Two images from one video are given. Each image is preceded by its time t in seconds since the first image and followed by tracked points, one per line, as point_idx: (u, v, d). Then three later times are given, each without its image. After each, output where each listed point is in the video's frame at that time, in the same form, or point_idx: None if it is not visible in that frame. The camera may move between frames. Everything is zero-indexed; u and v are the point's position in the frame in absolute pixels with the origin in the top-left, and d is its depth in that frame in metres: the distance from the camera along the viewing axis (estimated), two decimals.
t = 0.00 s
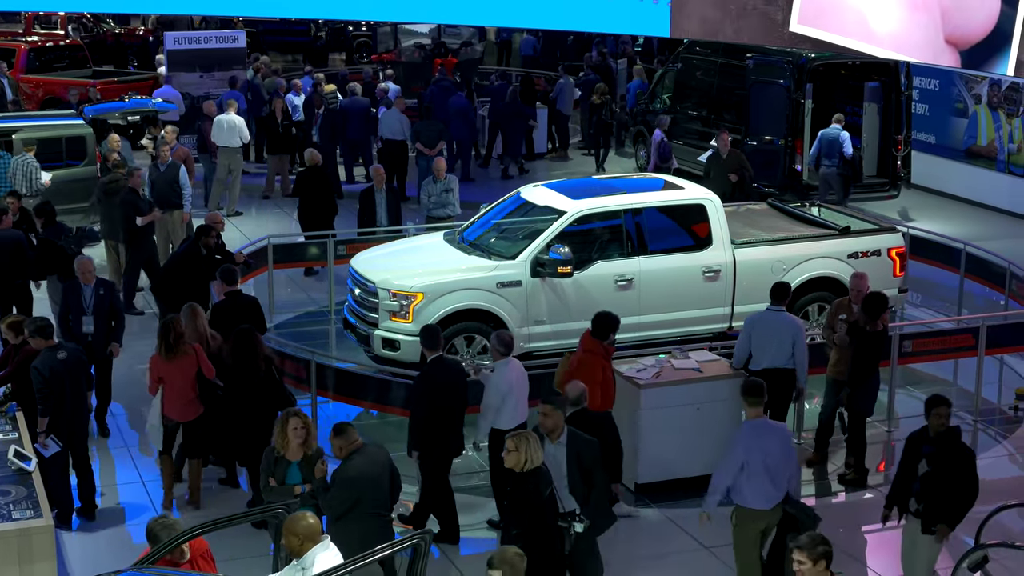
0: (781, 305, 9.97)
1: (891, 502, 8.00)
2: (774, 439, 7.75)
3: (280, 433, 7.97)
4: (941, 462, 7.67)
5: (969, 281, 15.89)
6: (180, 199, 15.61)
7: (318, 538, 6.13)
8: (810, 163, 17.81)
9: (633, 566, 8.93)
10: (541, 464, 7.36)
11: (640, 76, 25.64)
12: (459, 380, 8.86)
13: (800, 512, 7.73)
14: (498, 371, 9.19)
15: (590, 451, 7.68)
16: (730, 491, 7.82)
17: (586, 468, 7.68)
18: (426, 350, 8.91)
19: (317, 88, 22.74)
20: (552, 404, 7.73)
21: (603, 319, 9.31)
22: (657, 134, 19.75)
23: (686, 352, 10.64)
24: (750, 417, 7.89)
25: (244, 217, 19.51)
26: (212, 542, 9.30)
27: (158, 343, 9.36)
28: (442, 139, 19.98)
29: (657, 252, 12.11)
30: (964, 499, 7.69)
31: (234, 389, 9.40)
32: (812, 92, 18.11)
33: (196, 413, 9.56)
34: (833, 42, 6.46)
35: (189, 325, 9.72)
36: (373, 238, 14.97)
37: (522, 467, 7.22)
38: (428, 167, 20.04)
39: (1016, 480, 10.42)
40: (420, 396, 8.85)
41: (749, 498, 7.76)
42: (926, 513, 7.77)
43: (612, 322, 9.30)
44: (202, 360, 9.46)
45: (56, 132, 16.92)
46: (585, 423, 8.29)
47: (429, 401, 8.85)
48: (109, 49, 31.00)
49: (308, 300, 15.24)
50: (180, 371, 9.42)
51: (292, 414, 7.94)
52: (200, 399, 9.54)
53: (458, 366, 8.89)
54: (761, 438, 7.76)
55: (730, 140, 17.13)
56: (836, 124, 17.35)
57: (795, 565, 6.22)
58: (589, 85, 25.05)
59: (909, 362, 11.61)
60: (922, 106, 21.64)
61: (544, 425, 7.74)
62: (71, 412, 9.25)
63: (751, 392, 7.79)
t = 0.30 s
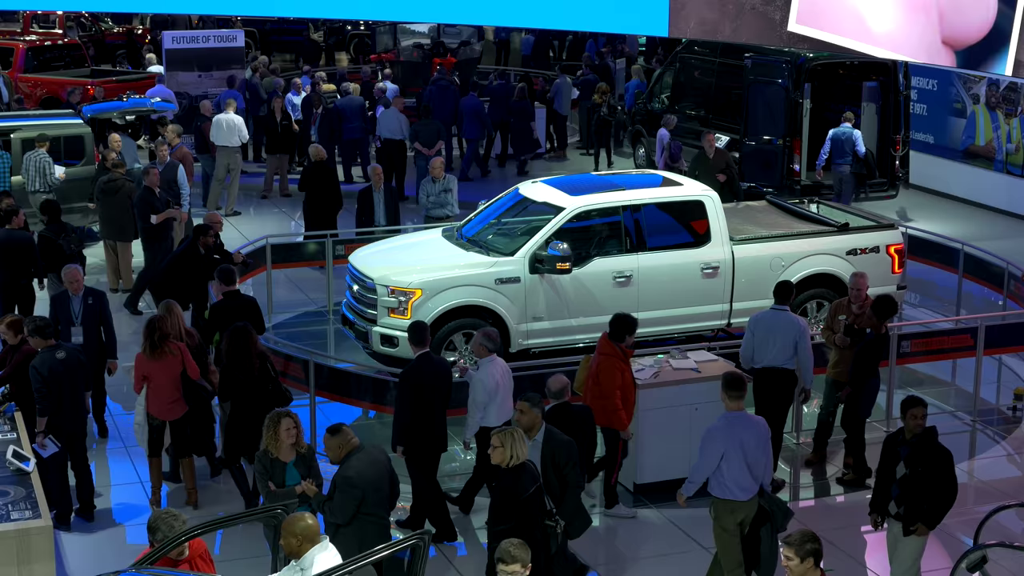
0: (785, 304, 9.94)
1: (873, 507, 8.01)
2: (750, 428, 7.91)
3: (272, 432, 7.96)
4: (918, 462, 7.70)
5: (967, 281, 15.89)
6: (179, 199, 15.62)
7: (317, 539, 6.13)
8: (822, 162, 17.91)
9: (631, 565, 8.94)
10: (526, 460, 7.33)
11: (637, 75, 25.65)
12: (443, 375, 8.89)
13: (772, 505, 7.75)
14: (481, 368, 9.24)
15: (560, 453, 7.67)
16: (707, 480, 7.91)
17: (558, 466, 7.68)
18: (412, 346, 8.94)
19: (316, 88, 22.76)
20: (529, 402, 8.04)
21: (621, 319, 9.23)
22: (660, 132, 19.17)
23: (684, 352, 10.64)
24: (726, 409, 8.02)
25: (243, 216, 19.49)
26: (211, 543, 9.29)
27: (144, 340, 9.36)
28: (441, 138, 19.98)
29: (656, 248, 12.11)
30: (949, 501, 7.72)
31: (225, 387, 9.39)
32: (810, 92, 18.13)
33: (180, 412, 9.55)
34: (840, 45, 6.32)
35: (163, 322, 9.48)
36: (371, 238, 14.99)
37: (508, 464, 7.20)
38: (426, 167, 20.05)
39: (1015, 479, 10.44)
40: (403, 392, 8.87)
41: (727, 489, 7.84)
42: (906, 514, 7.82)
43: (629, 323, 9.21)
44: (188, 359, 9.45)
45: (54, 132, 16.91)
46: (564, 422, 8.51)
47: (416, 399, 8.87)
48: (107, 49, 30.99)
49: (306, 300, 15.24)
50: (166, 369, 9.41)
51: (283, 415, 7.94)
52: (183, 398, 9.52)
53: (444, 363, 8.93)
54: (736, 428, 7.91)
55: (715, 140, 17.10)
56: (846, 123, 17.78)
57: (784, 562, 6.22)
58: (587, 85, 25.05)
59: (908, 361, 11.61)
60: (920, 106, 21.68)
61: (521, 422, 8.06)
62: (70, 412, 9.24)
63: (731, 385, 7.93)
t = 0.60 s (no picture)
0: (789, 306, 9.98)
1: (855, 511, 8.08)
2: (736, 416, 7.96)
3: (274, 436, 7.97)
4: (900, 467, 7.72)
5: (970, 282, 15.87)
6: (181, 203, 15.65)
7: (320, 542, 6.11)
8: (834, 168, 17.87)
9: (635, 565, 8.97)
10: (520, 460, 7.34)
11: (639, 77, 25.65)
12: (434, 376, 8.88)
13: (759, 492, 7.86)
14: (471, 365, 9.22)
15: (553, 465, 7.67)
16: (702, 473, 7.89)
17: (553, 470, 7.66)
18: (404, 347, 8.99)
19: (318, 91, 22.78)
20: (526, 404, 8.02)
21: (643, 326, 9.08)
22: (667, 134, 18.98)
23: (687, 354, 10.66)
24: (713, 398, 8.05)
25: (245, 220, 19.51)
26: (214, 547, 9.30)
27: (136, 341, 9.40)
28: (443, 141, 19.98)
29: (659, 246, 12.13)
30: (931, 504, 7.73)
31: (221, 389, 9.40)
32: (812, 94, 18.14)
33: (170, 415, 9.57)
34: (839, 47, 5.90)
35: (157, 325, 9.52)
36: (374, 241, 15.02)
37: (503, 462, 7.20)
38: (428, 170, 20.06)
39: (1018, 480, 10.43)
40: (394, 392, 8.87)
41: (718, 480, 7.91)
42: (883, 517, 7.83)
43: (651, 329, 9.08)
44: (179, 359, 9.47)
45: (56, 136, 16.93)
46: (561, 422, 8.91)
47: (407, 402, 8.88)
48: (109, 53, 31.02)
49: (309, 303, 15.26)
50: (157, 370, 9.43)
51: (284, 419, 7.97)
52: (175, 399, 9.54)
53: (437, 362, 8.94)
54: (722, 417, 7.95)
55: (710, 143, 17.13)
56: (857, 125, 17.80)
57: (783, 560, 6.23)
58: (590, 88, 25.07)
59: (911, 363, 11.61)
60: (922, 107, 21.68)
61: (519, 424, 8.01)
62: (72, 416, 9.25)
63: (719, 374, 7.92)
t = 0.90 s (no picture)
0: (787, 307, 9.96)
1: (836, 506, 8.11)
2: (714, 412, 8.00)
3: (278, 437, 7.98)
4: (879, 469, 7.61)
5: (970, 285, 15.87)
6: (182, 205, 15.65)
7: (319, 545, 6.10)
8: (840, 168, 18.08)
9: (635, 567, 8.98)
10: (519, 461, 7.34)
11: (639, 79, 25.63)
12: (419, 377, 8.98)
13: (739, 486, 7.88)
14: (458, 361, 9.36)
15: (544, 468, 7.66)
16: (687, 472, 7.87)
17: (546, 470, 7.68)
18: (390, 348, 9.03)
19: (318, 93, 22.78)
20: (523, 404, 8.11)
21: (671, 335, 9.08)
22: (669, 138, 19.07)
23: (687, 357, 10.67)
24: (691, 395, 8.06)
25: (245, 222, 19.51)
26: (213, 549, 9.30)
27: (131, 341, 9.43)
28: (443, 143, 19.97)
29: (659, 244, 12.13)
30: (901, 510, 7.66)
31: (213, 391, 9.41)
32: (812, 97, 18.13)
33: (166, 415, 9.62)
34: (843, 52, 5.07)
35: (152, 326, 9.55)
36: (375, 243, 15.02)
37: (502, 463, 7.21)
38: (428, 172, 20.05)
39: (1017, 484, 10.42)
40: (377, 390, 8.93)
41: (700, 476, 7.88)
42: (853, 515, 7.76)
43: (677, 339, 9.08)
44: (173, 360, 9.49)
45: (57, 137, 16.93)
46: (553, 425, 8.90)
47: (391, 400, 8.95)
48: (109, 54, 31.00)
49: (309, 305, 15.26)
50: (151, 371, 9.46)
51: (290, 420, 7.96)
52: (170, 399, 9.59)
53: (422, 364, 9.05)
54: (699, 414, 7.98)
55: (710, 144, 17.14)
56: (863, 128, 17.88)
57: (783, 563, 6.22)
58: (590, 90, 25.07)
59: (911, 366, 11.61)
60: (923, 110, 21.69)
61: (517, 425, 8.10)
62: (70, 417, 9.24)
63: (697, 370, 7.96)
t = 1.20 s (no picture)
0: (784, 302, 10.00)
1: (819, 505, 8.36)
2: (689, 407, 8.01)
3: (285, 437, 7.97)
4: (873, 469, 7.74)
5: (971, 285, 15.86)
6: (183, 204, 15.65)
7: (322, 543, 6.11)
8: (851, 165, 18.00)
9: (636, 565, 8.98)
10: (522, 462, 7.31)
11: (640, 79, 25.61)
12: (402, 377, 9.01)
13: (713, 479, 7.99)
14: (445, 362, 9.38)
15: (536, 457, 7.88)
16: (658, 467, 7.94)
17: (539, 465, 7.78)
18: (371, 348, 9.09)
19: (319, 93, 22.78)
20: (512, 397, 8.08)
21: (700, 331, 9.19)
22: (670, 138, 19.09)
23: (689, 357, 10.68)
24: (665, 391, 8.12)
25: (247, 221, 19.51)
26: (214, 547, 9.31)
27: (132, 338, 9.47)
28: (445, 143, 19.97)
29: (661, 239, 12.16)
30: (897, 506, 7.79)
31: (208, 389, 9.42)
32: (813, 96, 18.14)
33: (167, 410, 9.66)
34: (840, 50, 6.09)
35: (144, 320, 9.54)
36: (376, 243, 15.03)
37: (505, 462, 7.16)
38: (430, 172, 20.05)
39: (1019, 483, 10.43)
40: (358, 391, 8.97)
41: (672, 470, 7.95)
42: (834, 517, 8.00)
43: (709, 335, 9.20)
44: (174, 357, 9.56)
45: (59, 137, 16.95)
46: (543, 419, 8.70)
47: (370, 400, 8.98)
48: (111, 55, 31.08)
49: (310, 305, 15.26)
50: (152, 368, 9.51)
51: (297, 420, 7.98)
52: (171, 396, 9.64)
53: (404, 363, 9.07)
54: (671, 413, 8.01)
55: (713, 144, 17.17)
56: (874, 128, 17.87)
57: (787, 562, 6.23)
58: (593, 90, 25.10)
59: (913, 366, 11.61)
60: (924, 111, 21.69)
61: (505, 417, 8.09)
62: (73, 418, 9.24)
63: (670, 367, 7.99)
